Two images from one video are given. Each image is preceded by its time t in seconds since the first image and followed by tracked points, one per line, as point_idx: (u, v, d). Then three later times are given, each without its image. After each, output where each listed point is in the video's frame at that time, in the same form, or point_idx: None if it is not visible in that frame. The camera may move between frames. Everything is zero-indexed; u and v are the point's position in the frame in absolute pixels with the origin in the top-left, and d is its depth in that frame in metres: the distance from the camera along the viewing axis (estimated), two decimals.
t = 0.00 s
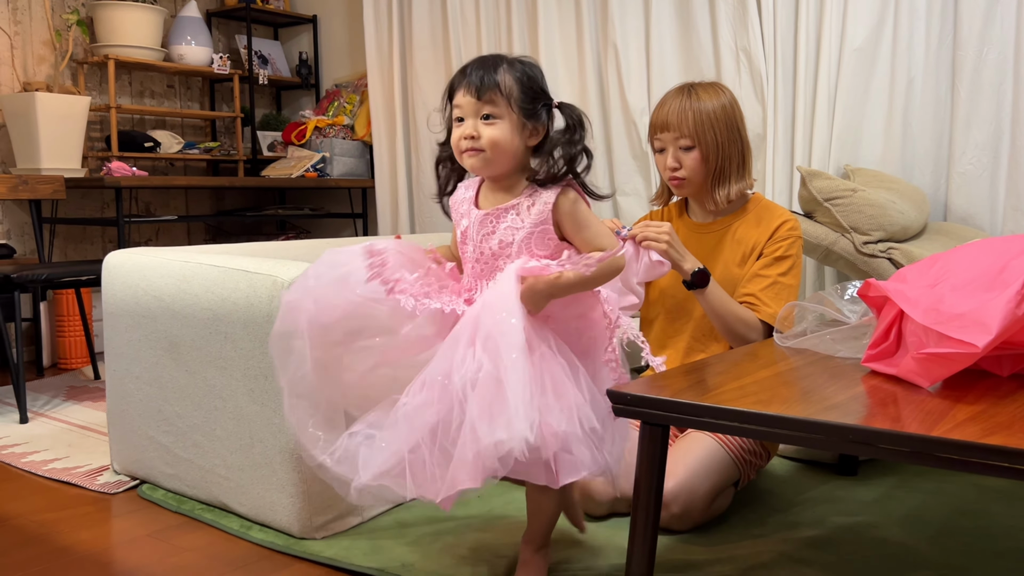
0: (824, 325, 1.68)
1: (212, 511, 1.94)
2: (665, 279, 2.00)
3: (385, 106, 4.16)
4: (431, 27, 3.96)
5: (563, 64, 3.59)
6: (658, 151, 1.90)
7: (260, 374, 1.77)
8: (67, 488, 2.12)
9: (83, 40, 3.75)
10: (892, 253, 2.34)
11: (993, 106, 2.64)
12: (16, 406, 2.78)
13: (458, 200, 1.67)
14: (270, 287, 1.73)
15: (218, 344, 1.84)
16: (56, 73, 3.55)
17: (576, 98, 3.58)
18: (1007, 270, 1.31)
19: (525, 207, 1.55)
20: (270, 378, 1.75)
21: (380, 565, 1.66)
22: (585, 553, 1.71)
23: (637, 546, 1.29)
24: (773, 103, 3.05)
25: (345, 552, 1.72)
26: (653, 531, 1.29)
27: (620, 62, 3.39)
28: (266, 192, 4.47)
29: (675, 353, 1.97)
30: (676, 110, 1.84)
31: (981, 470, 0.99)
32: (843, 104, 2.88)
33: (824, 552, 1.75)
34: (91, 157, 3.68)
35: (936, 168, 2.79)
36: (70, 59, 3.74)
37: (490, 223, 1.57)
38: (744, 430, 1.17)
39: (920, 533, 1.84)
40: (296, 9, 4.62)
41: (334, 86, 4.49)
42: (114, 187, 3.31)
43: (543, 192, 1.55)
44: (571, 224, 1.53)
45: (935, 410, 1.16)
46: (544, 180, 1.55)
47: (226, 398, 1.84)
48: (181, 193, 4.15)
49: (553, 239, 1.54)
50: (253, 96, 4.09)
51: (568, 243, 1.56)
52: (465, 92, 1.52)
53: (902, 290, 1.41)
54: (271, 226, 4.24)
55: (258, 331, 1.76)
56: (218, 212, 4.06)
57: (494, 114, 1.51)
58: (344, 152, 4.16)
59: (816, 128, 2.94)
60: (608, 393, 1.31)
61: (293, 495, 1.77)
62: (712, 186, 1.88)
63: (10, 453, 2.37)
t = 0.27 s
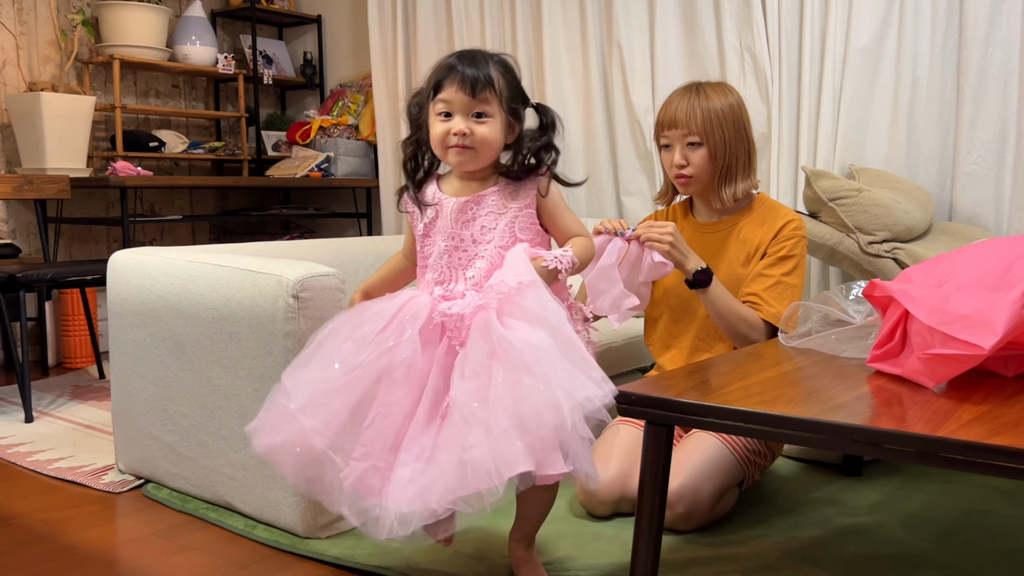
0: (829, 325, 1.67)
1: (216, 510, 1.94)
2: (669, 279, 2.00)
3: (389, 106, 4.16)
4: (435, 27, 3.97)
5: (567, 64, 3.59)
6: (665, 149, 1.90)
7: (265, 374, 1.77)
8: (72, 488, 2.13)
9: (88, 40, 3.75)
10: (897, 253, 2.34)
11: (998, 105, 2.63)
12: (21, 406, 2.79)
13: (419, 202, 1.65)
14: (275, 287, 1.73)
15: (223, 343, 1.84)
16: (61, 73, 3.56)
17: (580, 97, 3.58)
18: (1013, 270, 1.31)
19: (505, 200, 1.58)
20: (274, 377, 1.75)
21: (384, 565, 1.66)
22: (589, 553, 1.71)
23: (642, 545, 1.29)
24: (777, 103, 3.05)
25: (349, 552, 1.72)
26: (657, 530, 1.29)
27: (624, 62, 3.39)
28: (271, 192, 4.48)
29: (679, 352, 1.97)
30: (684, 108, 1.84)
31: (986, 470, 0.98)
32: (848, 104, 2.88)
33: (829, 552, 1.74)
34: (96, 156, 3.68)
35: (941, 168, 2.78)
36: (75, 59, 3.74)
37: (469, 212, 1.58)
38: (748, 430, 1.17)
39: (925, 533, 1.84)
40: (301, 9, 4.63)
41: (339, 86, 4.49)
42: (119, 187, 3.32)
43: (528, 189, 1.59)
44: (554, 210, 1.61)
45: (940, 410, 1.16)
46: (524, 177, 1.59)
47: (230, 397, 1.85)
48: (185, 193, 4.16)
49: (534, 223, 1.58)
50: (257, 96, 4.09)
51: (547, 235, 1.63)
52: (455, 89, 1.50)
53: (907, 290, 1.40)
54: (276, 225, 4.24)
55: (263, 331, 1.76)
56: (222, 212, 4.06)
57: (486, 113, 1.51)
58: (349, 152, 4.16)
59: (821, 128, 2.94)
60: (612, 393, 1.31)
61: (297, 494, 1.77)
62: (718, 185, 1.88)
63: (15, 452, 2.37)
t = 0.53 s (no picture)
0: (833, 327, 1.67)
1: (221, 510, 1.94)
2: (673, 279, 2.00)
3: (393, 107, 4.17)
4: (439, 28, 3.97)
5: (571, 64, 3.59)
6: (671, 150, 1.89)
7: (269, 374, 1.77)
8: (77, 487, 2.13)
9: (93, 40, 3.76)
10: (901, 254, 2.33)
11: (1003, 106, 2.62)
12: (26, 406, 2.79)
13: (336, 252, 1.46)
14: (281, 287, 1.73)
15: (228, 344, 1.84)
16: (66, 74, 3.57)
17: (584, 98, 3.59)
18: (1018, 271, 1.31)
19: (439, 233, 1.43)
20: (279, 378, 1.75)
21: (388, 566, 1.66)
22: (594, 554, 1.71)
23: (646, 547, 1.29)
24: (781, 104, 3.04)
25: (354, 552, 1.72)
26: (662, 532, 1.29)
27: (628, 63, 3.39)
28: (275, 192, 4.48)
29: (683, 353, 1.97)
30: (690, 109, 1.83)
31: (991, 473, 0.98)
32: (852, 105, 2.88)
33: (834, 554, 1.74)
34: (101, 157, 3.69)
35: (945, 169, 2.77)
36: (80, 60, 3.75)
37: (402, 254, 1.41)
38: (752, 431, 1.17)
39: (930, 535, 1.83)
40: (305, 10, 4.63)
41: (343, 87, 4.49)
42: (123, 188, 3.32)
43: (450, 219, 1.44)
44: (482, 240, 1.47)
45: (945, 411, 1.16)
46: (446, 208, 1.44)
47: (235, 397, 1.85)
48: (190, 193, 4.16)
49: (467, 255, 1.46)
50: (262, 97, 4.10)
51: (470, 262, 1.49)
52: (361, 133, 1.37)
53: (912, 291, 1.40)
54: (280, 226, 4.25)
55: (268, 331, 1.76)
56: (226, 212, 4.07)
57: (400, 152, 1.39)
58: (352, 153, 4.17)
59: (825, 128, 2.94)
60: (617, 395, 1.32)
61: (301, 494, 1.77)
62: (724, 186, 1.87)
63: (20, 452, 2.38)
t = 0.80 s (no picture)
0: (839, 328, 1.67)
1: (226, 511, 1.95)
2: (678, 280, 2.00)
3: (397, 108, 4.18)
4: (444, 29, 3.97)
5: (576, 65, 3.59)
6: (675, 151, 1.89)
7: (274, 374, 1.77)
8: (82, 488, 2.13)
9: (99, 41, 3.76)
10: (907, 255, 2.33)
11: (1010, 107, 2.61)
12: (32, 406, 2.80)
13: (260, 255, 1.51)
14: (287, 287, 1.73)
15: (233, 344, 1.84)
16: (72, 75, 3.57)
17: (588, 99, 3.58)
18: None
19: (367, 249, 1.51)
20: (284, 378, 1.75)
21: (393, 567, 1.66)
22: (599, 555, 1.71)
23: (651, 547, 1.29)
24: (787, 105, 3.04)
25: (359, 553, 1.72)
26: (667, 532, 1.29)
27: (633, 63, 3.39)
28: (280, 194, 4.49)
29: (688, 353, 1.96)
30: (695, 111, 1.83)
31: (998, 475, 0.98)
32: (857, 105, 2.87)
33: (839, 556, 1.74)
34: (106, 158, 3.69)
35: (951, 170, 2.77)
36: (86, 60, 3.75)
37: (335, 266, 1.50)
38: (759, 433, 1.17)
39: (936, 537, 1.83)
40: (310, 11, 4.63)
41: (348, 88, 4.49)
42: (128, 188, 3.33)
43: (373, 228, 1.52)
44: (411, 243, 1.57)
45: (951, 413, 1.15)
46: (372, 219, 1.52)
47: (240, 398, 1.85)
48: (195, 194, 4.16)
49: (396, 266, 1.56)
50: (267, 98, 4.10)
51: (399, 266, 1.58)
52: (300, 146, 1.39)
53: (918, 293, 1.40)
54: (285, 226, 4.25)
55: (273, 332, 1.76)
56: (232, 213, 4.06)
57: (338, 164, 1.43)
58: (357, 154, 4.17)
59: (830, 129, 2.93)
60: (622, 396, 1.32)
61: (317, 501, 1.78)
62: (729, 187, 1.87)
63: (26, 452, 2.38)
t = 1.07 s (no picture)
0: (845, 330, 1.67)
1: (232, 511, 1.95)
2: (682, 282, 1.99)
3: (402, 109, 4.18)
4: (449, 30, 3.98)
5: (581, 66, 3.59)
6: (682, 151, 1.89)
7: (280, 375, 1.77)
8: (89, 488, 2.14)
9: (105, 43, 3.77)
10: (912, 257, 2.33)
11: (1017, 109, 2.61)
12: (38, 407, 2.81)
13: (255, 225, 1.51)
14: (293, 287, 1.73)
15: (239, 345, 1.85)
16: (78, 76, 3.58)
17: (593, 100, 3.58)
18: None
19: (360, 215, 1.57)
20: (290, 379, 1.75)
21: (400, 568, 1.66)
22: (605, 557, 1.71)
23: (656, 549, 1.29)
24: (792, 106, 3.04)
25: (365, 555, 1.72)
26: (673, 533, 1.29)
27: (638, 65, 3.39)
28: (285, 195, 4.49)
29: (693, 355, 1.96)
30: (701, 112, 1.82)
31: (1005, 477, 0.98)
32: (863, 107, 2.86)
33: (845, 557, 1.74)
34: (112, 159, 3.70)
35: (957, 171, 2.76)
36: (92, 62, 3.76)
37: (333, 230, 1.53)
38: (765, 435, 1.17)
39: (941, 539, 1.83)
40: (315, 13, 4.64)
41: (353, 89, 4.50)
42: (135, 189, 3.34)
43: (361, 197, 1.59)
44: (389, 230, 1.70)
45: (957, 415, 1.15)
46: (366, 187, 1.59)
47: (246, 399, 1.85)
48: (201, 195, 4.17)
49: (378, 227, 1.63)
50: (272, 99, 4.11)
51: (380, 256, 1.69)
52: (322, 99, 1.44)
53: (924, 295, 1.39)
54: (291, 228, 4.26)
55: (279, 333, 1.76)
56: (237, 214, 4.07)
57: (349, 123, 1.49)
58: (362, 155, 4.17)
59: (836, 130, 2.93)
60: (628, 397, 1.32)
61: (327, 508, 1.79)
62: (736, 189, 1.87)
63: (32, 452, 2.39)
